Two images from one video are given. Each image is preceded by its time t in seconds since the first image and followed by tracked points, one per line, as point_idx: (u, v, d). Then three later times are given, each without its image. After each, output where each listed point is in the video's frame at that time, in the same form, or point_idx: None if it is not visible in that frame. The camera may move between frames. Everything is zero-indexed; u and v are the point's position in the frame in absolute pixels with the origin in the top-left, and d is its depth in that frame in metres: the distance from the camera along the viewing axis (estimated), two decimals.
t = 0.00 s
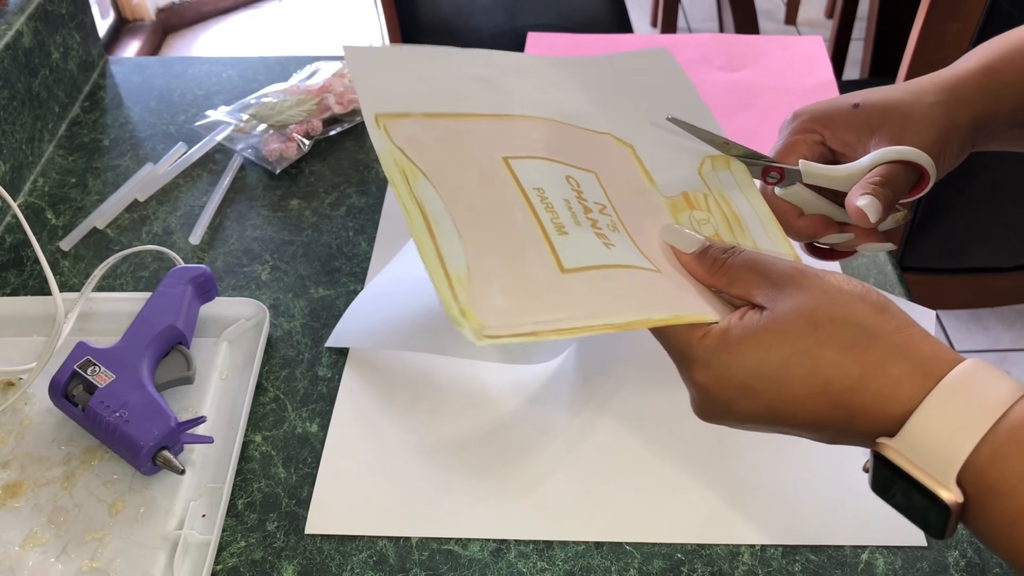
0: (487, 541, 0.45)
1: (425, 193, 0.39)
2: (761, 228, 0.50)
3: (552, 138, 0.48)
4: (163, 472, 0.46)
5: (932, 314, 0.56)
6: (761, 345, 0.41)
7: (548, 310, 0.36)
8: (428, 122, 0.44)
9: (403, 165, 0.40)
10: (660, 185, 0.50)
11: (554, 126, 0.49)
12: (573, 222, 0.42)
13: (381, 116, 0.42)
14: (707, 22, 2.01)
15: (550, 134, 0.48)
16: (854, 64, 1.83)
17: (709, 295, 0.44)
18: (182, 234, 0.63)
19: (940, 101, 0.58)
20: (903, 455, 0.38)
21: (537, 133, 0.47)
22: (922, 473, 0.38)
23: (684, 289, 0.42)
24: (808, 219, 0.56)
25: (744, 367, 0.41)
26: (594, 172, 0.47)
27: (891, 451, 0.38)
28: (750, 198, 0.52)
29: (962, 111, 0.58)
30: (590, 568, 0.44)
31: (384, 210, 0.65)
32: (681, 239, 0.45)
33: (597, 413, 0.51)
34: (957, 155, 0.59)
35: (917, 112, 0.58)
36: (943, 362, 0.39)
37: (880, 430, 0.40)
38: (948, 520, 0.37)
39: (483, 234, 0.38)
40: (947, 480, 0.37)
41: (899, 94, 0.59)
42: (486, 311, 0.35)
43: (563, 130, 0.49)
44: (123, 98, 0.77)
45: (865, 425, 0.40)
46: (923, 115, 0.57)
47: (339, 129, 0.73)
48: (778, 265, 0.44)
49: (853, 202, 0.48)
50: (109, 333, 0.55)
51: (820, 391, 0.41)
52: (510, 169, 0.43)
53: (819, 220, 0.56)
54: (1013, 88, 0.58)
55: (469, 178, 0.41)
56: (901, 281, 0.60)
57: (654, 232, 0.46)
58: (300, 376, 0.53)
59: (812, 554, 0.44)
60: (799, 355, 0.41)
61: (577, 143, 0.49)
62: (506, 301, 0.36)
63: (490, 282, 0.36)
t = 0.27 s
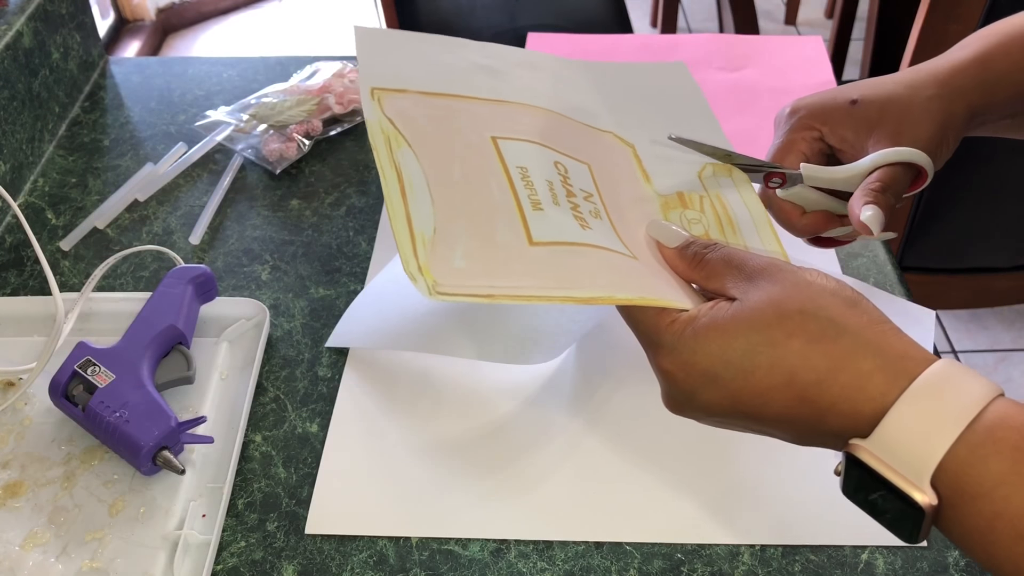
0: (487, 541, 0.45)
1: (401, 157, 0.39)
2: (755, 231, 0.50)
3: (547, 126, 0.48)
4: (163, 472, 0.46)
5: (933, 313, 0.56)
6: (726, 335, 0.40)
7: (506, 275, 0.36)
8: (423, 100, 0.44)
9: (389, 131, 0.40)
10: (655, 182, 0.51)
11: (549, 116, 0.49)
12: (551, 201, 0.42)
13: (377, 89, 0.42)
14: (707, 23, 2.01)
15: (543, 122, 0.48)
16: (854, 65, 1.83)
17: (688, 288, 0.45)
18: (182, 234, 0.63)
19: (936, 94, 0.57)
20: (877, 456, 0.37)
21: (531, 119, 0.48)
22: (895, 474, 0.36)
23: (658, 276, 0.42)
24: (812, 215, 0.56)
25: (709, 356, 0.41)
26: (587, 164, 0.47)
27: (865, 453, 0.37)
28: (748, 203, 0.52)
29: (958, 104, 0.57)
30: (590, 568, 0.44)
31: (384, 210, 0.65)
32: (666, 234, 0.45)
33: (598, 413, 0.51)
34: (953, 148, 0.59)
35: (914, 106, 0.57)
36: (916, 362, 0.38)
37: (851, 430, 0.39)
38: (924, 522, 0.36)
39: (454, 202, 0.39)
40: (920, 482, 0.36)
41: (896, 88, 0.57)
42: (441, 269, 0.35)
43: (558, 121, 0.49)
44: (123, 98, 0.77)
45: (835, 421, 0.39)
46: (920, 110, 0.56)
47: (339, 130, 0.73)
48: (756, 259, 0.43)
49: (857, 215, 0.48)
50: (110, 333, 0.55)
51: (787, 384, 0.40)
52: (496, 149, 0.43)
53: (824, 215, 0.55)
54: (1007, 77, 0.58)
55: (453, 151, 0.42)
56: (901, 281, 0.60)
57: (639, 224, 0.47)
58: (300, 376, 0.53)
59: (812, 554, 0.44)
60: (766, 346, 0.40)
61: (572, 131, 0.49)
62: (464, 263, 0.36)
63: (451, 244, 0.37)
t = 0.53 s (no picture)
0: (487, 541, 0.45)
1: (399, 154, 0.39)
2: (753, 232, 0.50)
3: (546, 124, 0.48)
4: (163, 472, 0.46)
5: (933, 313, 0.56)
6: (721, 332, 0.40)
7: (500, 271, 0.37)
8: (423, 96, 0.45)
9: (388, 127, 0.40)
10: (654, 182, 0.50)
11: (549, 116, 0.48)
12: (548, 198, 0.42)
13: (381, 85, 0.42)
14: (707, 23, 2.01)
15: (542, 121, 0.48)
16: (854, 64, 1.83)
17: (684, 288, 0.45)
18: (182, 235, 0.63)
19: (933, 92, 0.57)
20: (871, 456, 0.36)
21: (530, 117, 0.48)
22: (890, 474, 0.36)
23: (653, 274, 0.42)
24: (813, 211, 0.54)
25: (703, 354, 0.41)
26: (586, 162, 0.47)
27: (858, 452, 0.37)
28: (746, 204, 0.52)
29: (954, 101, 0.57)
30: (590, 568, 0.44)
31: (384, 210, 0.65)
32: (664, 233, 0.45)
33: (597, 413, 0.51)
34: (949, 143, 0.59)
35: (911, 104, 0.56)
36: (911, 361, 0.38)
37: (846, 428, 0.39)
38: (917, 522, 0.36)
39: (451, 199, 0.39)
40: (915, 482, 0.36)
41: (894, 85, 0.57)
42: (436, 264, 0.36)
43: (556, 119, 0.49)
44: (123, 98, 0.77)
45: (828, 421, 0.39)
46: (918, 108, 0.56)
47: (339, 129, 0.73)
48: (751, 258, 0.44)
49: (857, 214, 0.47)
50: (110, 333, 0.55)
51: (781, 383, 0.39)
52: (495, 145, 0.43)
53: (824, 210, 0.54)
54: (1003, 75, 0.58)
55: (450, 148, 0.42)
56: (901, 281, 0.60)
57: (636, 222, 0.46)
58: (300, 376, 0.53)
59: (812, 554, 0.44)
60: (761, 344, 0.40)
61: (570, 130, 0.49)
62: (460, 259, 0.36)
63: (446, 240, 0.37)
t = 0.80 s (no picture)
0: (487, 541, 0.45)
1: (400, 125, 0.40)
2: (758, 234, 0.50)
3: (556, 107, 0.47)
4: (163, 472, 0.46)
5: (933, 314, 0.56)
6: (708, 319, 0.40)
7: (483, 242, 0.37)
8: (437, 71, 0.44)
9: (394, 100, 0.41)
10: (662, 175, 0.50)
11: (562, 99, 0.48)
12: (546, 175, 0.42)
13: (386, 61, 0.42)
14: (707, 23, 2.01)
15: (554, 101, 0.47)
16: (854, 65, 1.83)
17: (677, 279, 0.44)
18: (182, 234, 0.63)
19: (935, 68, 0.55)
20: (859, 449, 0.35)
21: (541, 94, 0.47)
22: (879, 468, 0.35)
23: (646, 257, 0.42)
24: (825, 197, 0.54)
25: (689, 339, 0.40)
26: (593, 148, 0.47)
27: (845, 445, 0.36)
28: (754, 207, 0.52)
29: (955, 76, 0.56)
30: (590, 568, 0.44)
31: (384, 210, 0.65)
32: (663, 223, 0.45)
33: (597, 413, 0.51)
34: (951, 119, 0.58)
35: (913, 84, 0.55)
36: (902, 355, 0.37)
37: (834, 421, 0.38)
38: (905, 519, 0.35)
39: (446, 167, 0.40)
40: (906, 477, 0.35)
41: (894, 66, 0.56)
42: (420, 230, 0.36)
43: (569, 101, 0.48)
44: (123, 98, 0.77)
45: (816, 415, 0.38)
46: (921, 86, 0.55)
47: (339, 129, 0.73)
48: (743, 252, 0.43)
49: (874, 205, 0.48)
50: (109, 333, 0.55)
51: (768, 370, 0.39)
52: (499, 123, 0.43)
53: (837, 195, 0.54)
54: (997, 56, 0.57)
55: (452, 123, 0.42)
56: (901, 281, 0.60)
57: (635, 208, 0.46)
58: (300, 376, 0.53)
59: (812, 554, 0.44)
60: (747, 332, 0.39)
61: (584, 115, 0.48)
62: (446, 226, 0.37)
63: (433, 209, 0.38)
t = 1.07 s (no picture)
0: (487, 541, 0.45)
1: (406, 75, 0.39)
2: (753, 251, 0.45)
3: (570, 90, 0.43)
4: (163, 472, 0.46)
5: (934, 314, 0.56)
6: (684, 305, 0.38)
7: (446, 191, 0.36)
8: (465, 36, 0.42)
9: (410, 51, 0.40)
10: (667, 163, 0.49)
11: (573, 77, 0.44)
12: (531, 144, 0.40)
13: (412, 17, 0.40)
14: (707, 23, 2.01)
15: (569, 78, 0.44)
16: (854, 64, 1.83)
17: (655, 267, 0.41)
18: (182, 234, 0.63)
19: (938, 61, 0.54)
20: (845, 439, 0.33)
21: (558, 70, 0.44)
22: (867, 460, 0.33)
23: (616, 237, 0.40)
24: (839, 196, 0.53)
25: (665, 326, 0.38)
26: (603, 135, 0.43)
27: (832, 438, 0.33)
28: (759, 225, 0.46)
29: (958, 66, 0.55)
30: (590, 568, 0.44)
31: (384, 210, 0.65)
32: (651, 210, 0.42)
33: (597, 413, 0.51)
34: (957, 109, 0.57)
35: (917, 77, 0.54)
36: (883, 343, 0.35)
37: (817, 414, 0.36)
38: (893, 510, 0.33)
39: (434, 116, 0.38)
40: (895, 466, 0.33)
41: (896, 61, 0.55)
42: (384, 162, 0.36)
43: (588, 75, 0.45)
44: (123, 98, 0.77)
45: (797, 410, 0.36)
46: (924, 80, 0.54)
47: (339, 130, 0.72)
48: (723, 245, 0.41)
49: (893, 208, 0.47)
50: (109, 333, 0.55)
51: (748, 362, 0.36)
52: (505, 94, 0.41)
53: (851, 194, 0.52)
54: (1002, 46, 0.56)
55: (459, 82, 0.40)
56: (901, 281, 0.60)
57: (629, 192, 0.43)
58: (300, 376, 0.53)
59: (812, 554, 0.44)
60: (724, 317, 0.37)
61: (602, 96, 0.45)
62: (412, 165, 0.36)
63: (406, 146, 0.37)
